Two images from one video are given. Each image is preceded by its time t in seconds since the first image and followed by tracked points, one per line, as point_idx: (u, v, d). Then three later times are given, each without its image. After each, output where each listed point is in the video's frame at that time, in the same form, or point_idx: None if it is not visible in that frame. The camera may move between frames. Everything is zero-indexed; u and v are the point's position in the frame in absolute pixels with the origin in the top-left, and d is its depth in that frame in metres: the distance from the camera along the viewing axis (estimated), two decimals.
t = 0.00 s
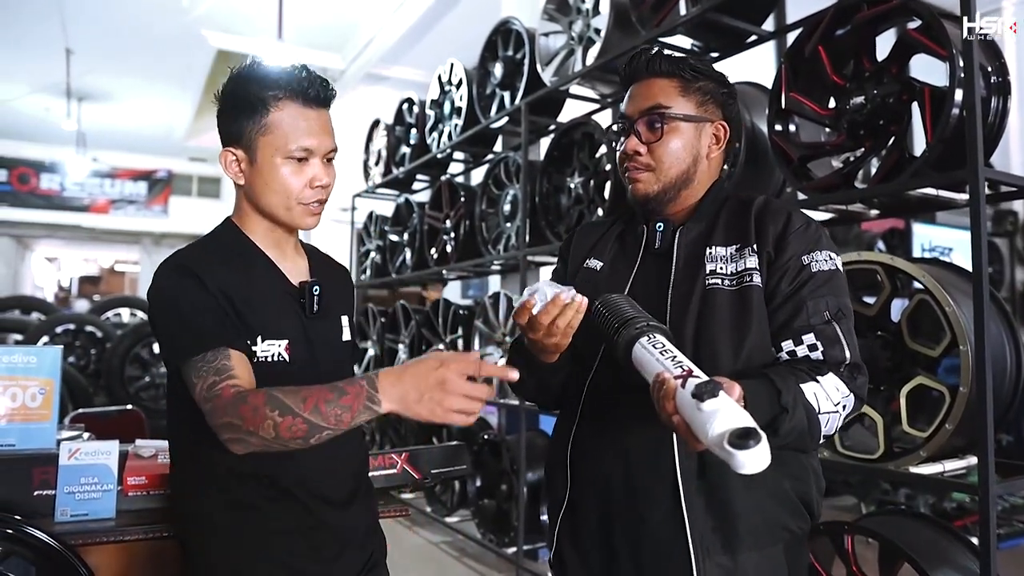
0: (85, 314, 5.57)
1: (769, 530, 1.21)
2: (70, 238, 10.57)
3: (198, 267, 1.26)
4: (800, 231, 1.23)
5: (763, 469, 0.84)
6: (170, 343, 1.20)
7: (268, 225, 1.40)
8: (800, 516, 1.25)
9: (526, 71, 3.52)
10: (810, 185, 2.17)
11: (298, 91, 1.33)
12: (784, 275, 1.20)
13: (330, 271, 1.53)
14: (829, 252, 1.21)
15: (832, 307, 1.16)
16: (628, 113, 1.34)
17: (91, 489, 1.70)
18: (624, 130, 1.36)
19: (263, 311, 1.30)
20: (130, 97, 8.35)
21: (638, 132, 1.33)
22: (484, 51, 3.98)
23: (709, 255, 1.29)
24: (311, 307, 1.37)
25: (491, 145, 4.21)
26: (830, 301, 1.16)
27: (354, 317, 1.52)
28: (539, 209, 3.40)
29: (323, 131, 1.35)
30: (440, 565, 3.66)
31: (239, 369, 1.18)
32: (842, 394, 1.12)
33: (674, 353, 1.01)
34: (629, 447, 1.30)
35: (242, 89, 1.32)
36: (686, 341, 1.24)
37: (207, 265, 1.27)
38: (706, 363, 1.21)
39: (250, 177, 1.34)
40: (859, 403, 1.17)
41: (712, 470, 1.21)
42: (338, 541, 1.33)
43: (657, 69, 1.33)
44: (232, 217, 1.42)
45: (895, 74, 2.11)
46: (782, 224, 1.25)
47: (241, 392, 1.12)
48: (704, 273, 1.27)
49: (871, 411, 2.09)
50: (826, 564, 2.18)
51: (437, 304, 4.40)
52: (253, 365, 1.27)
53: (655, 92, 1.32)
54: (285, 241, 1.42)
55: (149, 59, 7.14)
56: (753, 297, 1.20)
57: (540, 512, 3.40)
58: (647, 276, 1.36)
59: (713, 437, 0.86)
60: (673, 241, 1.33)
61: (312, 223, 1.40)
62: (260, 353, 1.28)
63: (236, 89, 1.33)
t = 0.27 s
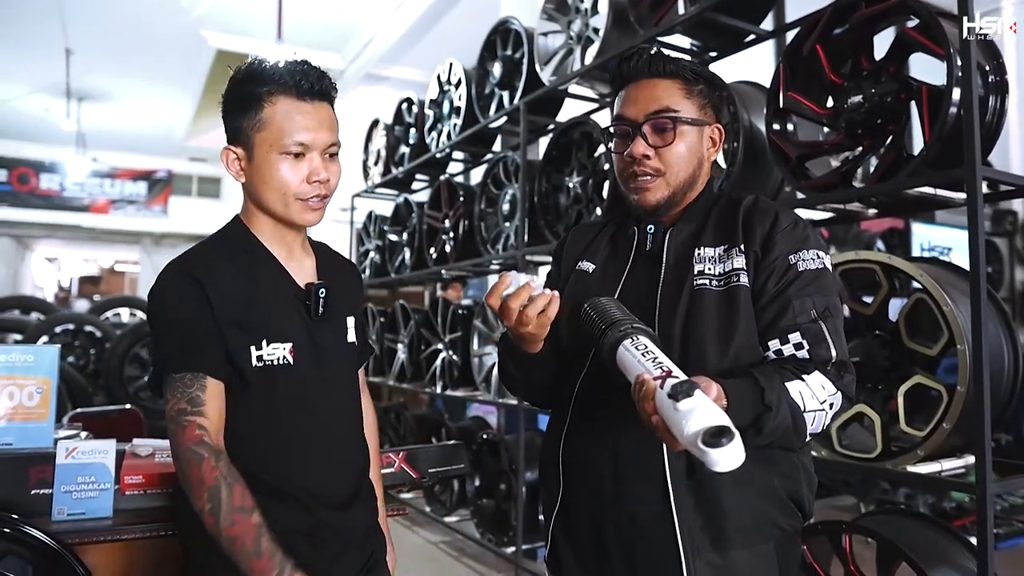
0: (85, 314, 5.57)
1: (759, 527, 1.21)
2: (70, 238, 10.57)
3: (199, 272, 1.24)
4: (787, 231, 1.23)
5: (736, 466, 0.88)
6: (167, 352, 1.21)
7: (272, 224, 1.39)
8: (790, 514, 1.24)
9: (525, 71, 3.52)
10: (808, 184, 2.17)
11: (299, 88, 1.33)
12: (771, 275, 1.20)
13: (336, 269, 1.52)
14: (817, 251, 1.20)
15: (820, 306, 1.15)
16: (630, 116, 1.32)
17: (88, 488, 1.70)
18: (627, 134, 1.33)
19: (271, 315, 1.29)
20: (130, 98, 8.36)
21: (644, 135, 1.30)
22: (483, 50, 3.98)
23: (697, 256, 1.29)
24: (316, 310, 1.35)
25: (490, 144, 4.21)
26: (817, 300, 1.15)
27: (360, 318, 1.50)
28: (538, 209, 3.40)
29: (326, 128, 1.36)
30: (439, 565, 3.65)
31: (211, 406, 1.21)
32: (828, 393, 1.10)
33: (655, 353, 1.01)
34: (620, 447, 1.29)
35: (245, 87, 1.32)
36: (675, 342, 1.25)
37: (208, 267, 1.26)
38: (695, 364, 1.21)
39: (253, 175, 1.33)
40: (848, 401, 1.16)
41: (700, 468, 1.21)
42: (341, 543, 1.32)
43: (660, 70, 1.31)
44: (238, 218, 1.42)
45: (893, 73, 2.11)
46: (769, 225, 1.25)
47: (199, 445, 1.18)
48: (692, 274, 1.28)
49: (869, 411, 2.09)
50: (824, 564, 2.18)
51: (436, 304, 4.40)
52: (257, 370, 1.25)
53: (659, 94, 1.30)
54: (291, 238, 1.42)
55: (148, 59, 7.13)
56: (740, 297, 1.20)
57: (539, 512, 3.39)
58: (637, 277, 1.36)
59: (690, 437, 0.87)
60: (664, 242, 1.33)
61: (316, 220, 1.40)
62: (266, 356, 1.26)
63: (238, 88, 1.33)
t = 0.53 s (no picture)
0: (84, 314, 5.57)
1: (752, 528, 1.20)
2: (70, 239, 10.58)
3: (188, 273, 1.25)
4: (780, 234, 1.22)
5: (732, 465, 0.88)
6: (148, 354, 1.24)
7: (278, 223, 1.37)
8: (784, 514, 1.24)
9: (524, 71, 3.52)
10: (806, 185, 2.17)
11: (302, 86, 1.33)
12: (761, 278, 1.19)
13: (346, 265, 1.47)
14: (809, 255, 1.19)
15: (807, 309, 1.15)
16: (643, 121, 1.27)
17: (86, 490, 1.71)
18: (639, 139, 1.28)
19: (264, 317, 1.29)
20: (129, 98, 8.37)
21: (658, 140, 1.26)
22: (482, 51, 3.98)
23: (691, 260, 1.27)
24: (316, 312, 1.33)
25: (488, 145, 4.21)
26: (805, 303, 1.15)
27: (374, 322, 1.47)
28: (537, 209, 3.40)
29: (331, 126, 1.35)
30: (438, 566, 3.65)
31: (169, 413, 1.27)
32: (814, 396, 1.11)
33: (640, 359, 1.04)
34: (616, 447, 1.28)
35: (251, 88, 1.33)
36: (668, 347, 1.24)
37: (198, 268, 1.27)
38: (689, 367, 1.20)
39: (258, 175, 1.33)
40: (836, 404, 1.16)
41: (693, 469, 1.21)
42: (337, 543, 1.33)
43: (671, 73, 1.27)
44: (247, 219, 1.41)
45: (891, 74, 2.12)
46: (762, 228, 1.24)
47: (144, 450, 1.27)
48: (685, 278, 1.27)
49: (866, 411, 2.09)
50: (821, 564, 2.18)
51: (435, 305, 4.40)
52: (247, 372, 1.26)
53: (673, 98, 1.26)
54: (299, 239, 1.39)
55: (147, 59, 7.13)
56: (732, 302, 1.19)
57: (538, 513, 3.40)
58: (634, 282, 1.34)
59: (686, 436, 0.89)
60: (660, 246, 1.32)
61: (321, 218, 1.37)
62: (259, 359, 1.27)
63: (243, 88, 1.34)
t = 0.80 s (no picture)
0: (84, 314, 5.57)
1: (754, 533, 1.18)
2: (69, 239, 10.58)
3: (188, 274, 1.26)
4: (788, 241, 1.21)
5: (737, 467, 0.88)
6: (149, 355, 1.25)
7: (277, 223, 1.37)
8: (786, 518, 1.22)
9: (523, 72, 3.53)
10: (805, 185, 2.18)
11: (302, 86, 1.33)
12: (767, 285, 1.19)
13: (347, 265, 1.46)
14: (815, 263, 1.19)
15: (812, 318, 1.14)
16: (652, 121, 1.24)
17: (84, 491, 1.71)
18: (648, 140, 1.25)
19: (263, 317, 1.29)
20: (129, 98, 8.37)
21: (668, 142, 1.24)
22: (482, 52, 3.99)
23: (698, 265, 1.26)
24: (314, 314, 1.33)
25: (487, 145, 4.21)
26: (810, 312, 1.14)
27: (376, 324, 1.46)
28: (536, 209, 3.40)
29: (330, 126, 1.35)
30: (437, 566, 3.65)
31: (181, 414, 1.27)
32: (815, 409, 1.10)
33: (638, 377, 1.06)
34: (612, 449, 1.28)
35: (252, 90, 1.34)
36: (672, 352, 1.23)
37: (200, 269, 1.27)
38: (695, 372, 1.19)
39: (257, 174, 1.33)
40: (838, 414, 1.16)
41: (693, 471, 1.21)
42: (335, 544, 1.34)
43: (683, 74, 1.24)
44: (248, 220, 1.41)
45: (889, 74, 2.12)
46: (769, 235, 1.23)
47: (159, 454, 1.26)
48: (691, 283, 1.25)
49: (864, 411, 2.09)
50: (820, 565, 2.18)
51: (434, 305, 4.39)
52: (246, 371, 1.27)
53: (684, 100, 1.24)
54: (299, 240, 1.39)
55: (147, 59, 7.13)
56: (738, 309, 1.19)
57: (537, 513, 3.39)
58: (640, 286, 1.32)
59: (688, 444, 0.89)
60: (666, 249, 1.30)
61: (319, 217, 1.37)
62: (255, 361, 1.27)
63: (245, 90, 1.35)
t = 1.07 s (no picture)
0: (82, 314, 5.56)
1: (757, 534, 1.19)
2: (67, 239, 10.57)
3: (190, 273, 1.25)
4: (794, 244, 1.20)
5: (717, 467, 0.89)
6: (149, 354, 1.23)
7: (278, 224, 1.37)
8: (787, 519, 1.23)
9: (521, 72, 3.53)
10: (803, 186, 2.18)
11: (309, 91, 1.33)
12: (771, 288, 1.18)
13: (345, 269, 1.47)
14: (819, 266, 1.19)
15: (815, 321, 1.14)
16: (659, 121, 1.24)
17: (83, 491, 1.71)
18: (655, 140, 1.25)
19: (263, 318, 1.29)
20: (127, 98, 8.36)
21: (675, 142, 1.23)
22: (480, 52, 3.98)
23: (703, 266, 1.25)
24: (314, 315, 1.33)
25: (486, 145, 4.21)
26: (814, 315, 1.14)
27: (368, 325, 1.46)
28: (535, 210, 3.40)
29: (336, 130, 1.35)
30: (436, 567, 3.65)
31: (180, 412, 1.25)
32: (815, 413, 1.10)
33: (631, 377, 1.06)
34: (610, 450, 1.27)
35: (257, 91, 1.33)
36: (675, 353, 1.22)
37: (201, 270, 1.26)
38: (699, 374, 1.18)
39: (261, 176, 1.32)
40: (838, 418, 1.15)
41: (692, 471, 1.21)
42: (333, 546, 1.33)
43: (691, 74, 1.23)
44: (246, 220, 1.41)
45: (887, 75, 2.12)
46: (776, 237, 1.22)
47: (157, 452, 1.24)
48: (696, 284, 1.24)
49: (863, 411, 2.10)
50: (818, 565, 2.19)
51: (432, 305, 4.39)
52: (246, 372, 1.26)
53: (691, 100, 1.23)
54: (297, 242, 1.39)
55: (145, 59, 7.12)
56: (743, 312, 1.18)
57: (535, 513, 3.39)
58: (646, 286, 1.30)
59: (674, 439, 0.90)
60: (672, 250, 1.29)
61: (321, 221, 1.37)
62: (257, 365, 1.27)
63: (248, 91, 1.34)
